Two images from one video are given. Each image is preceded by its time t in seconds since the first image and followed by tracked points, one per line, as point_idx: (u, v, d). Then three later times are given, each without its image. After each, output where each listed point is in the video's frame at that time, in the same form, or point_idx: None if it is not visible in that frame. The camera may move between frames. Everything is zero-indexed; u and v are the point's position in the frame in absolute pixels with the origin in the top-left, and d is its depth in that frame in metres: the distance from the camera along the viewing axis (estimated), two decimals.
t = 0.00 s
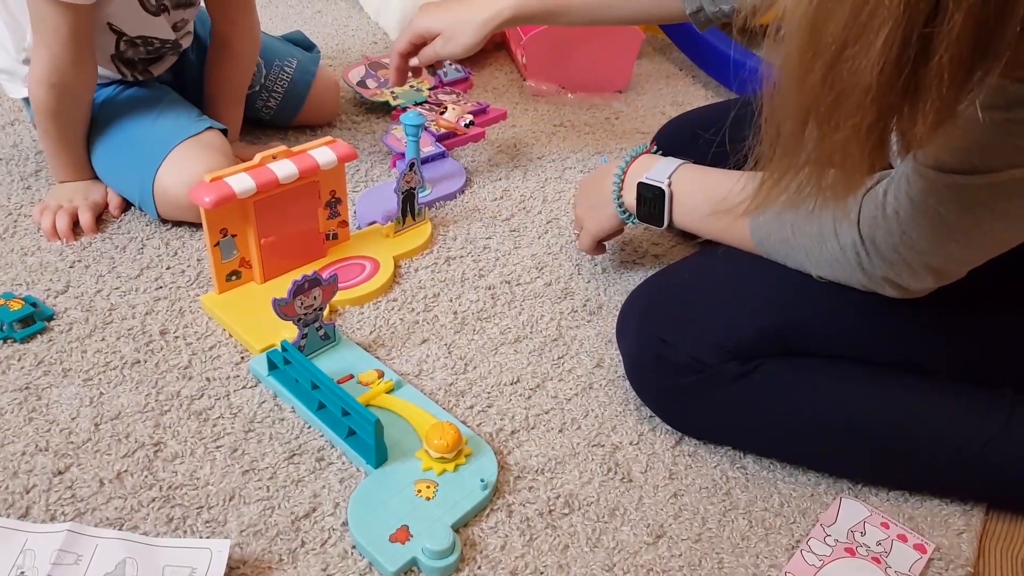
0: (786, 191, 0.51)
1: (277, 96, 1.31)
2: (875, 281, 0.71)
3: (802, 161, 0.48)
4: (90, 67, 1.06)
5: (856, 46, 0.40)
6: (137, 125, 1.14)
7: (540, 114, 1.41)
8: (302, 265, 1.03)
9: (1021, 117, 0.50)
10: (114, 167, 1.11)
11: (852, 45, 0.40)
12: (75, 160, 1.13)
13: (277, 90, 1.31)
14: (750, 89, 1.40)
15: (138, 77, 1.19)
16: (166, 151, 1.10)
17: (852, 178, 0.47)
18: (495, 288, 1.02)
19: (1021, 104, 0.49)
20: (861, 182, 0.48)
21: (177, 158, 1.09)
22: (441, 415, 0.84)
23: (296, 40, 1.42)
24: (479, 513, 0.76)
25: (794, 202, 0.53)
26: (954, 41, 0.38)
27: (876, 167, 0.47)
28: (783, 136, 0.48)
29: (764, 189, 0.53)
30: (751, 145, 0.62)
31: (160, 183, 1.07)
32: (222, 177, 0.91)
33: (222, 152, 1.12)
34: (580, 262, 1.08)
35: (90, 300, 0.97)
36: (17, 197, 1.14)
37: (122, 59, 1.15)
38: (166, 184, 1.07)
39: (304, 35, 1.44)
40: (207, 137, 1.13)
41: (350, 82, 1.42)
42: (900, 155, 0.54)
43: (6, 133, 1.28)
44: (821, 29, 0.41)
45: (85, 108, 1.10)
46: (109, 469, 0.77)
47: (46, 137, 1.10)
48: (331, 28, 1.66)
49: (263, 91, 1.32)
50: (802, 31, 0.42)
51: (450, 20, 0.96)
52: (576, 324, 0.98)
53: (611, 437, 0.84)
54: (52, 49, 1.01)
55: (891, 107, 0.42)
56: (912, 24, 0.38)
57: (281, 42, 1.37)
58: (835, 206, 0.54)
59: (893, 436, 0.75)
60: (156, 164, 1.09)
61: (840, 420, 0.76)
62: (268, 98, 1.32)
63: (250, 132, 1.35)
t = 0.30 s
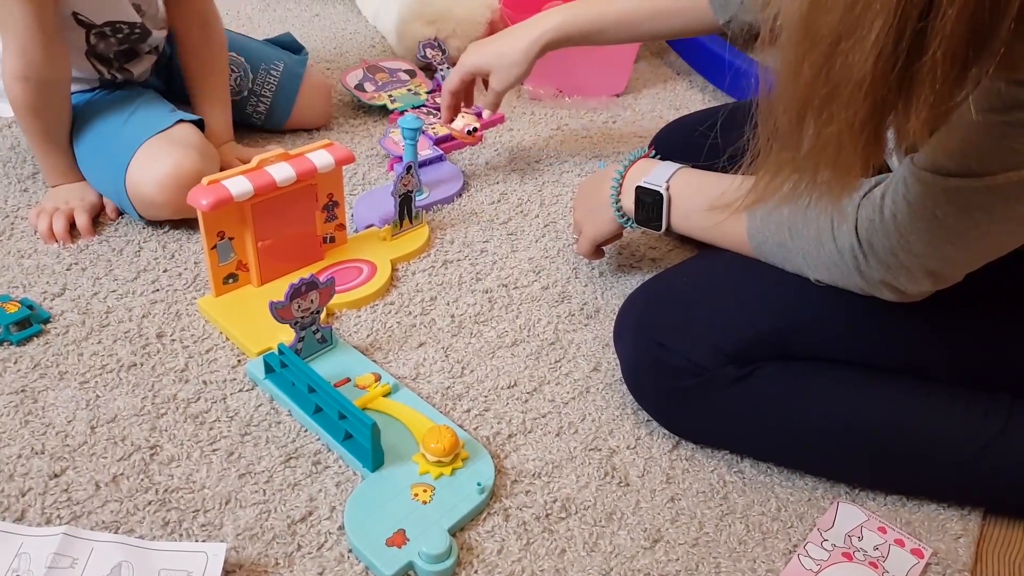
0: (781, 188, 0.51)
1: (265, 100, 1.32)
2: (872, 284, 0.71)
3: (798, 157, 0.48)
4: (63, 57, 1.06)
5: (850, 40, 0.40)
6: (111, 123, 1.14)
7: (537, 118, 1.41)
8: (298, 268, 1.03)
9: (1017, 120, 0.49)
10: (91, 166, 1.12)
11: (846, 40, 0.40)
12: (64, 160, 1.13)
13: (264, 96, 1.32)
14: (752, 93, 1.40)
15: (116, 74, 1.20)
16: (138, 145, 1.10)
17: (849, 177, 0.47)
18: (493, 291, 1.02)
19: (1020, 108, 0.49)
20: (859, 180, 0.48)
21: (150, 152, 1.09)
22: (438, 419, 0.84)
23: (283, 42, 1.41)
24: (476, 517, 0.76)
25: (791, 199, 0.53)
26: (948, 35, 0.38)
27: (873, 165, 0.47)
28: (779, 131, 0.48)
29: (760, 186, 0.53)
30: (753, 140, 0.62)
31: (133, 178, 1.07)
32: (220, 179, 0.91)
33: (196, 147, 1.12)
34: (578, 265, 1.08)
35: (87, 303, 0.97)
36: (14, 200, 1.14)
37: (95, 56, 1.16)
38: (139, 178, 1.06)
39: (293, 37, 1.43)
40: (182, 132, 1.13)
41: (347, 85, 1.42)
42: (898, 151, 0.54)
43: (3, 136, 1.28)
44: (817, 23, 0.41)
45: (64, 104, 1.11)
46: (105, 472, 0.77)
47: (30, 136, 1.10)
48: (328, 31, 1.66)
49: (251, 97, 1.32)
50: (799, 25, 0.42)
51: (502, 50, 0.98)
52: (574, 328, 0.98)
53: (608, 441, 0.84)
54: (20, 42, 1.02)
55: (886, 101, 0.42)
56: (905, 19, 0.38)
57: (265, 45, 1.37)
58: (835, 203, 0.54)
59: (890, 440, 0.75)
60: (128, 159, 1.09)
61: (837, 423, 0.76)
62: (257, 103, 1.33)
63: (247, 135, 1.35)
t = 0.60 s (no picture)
0: (787, 186, 0.51)
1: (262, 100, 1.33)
2: (871, 285, 0.71)
3: (804, 154, 0.48)
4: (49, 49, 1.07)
5: (859, 37, 0.40)
6: (100, 119, 1.14)
7: (535, 120, 1.41)
8: (296, 270, 1.03)
9: (1017, 121, 0.49)
10: (82, 163, 1.12)
11: (855, 36, 0.40)
12: (60, 159, 1.14)
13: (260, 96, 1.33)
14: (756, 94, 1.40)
15: (108, 70, 1.21)
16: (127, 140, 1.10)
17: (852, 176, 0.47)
18: (491, 294, 1.02)
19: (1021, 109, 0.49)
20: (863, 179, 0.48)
21: (139, 147, 1.09)
22: (436, 421, 0.84)
23: (281, 43, 1.43)
24: (474, 519, 0.76)
25: (796, 196, 0.53)
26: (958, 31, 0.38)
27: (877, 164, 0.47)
28: (785, 128, 0.48)
29: (766, 184, 0.53)
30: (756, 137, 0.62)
31: (122, 174, 1.07)
32: (218, 181, 0.91)
33: (185, 142, 1.12)
34: (576, 268, 1.08)
35: (85, 305, 0.97)
36: (12, 202, 1.14)
37: (83, 50, 1.17)
38: (127, 174, 1.07)
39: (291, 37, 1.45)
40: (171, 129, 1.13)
41: (345, 87, 1.42)
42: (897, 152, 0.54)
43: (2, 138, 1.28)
44: (825, 18, 0.41)
45: (53, 99, 1.11)
46: (103, 474, 0.77)
47: (25, 134, 1.11)
48: (326, 34, 1.66)
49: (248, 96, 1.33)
50: (808, 21, 0.42)
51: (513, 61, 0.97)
52: (572, 330, 0.98)
53: (605, 443, 0.84)
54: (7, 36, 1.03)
55: (892, 98, 0.42)
56: (916, 15, 0.38)
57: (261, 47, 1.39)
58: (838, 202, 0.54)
59: (889, 442, 0.75)
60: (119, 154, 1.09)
61: (836, 425, 0.76)
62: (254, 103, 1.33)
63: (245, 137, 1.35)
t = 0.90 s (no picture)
0: (794, 192, 0.51)
1: (264, 99, 1.32)
2: (871, 286, 0.71)
3: (812, 158, 0.48)
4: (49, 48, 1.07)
5: (871, 38, 0.40)
6: (102, 118, 1.14)
7: (535, 120, 1.41)
8: (296, 270, 1.03)
9: (1019, 123, 0.50)
10: (83, 163, 1.12)
11: (867, 38, 0.40)
12: (60, 158, 1.14)
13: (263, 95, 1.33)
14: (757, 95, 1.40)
15: (105, 70, 1.21)
16: (128, 139, 1.10)
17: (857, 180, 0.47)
18: (491, 294, 1.02)
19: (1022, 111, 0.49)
20: (872, 184, 0.48)
21: (140, 146, 1.09)
22: (435, 421, 0.84)
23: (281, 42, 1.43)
24: (473, 519, 0.76)
25: (802, 202, 0.52)
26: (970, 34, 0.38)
27: (885, 169, 0.47)
28: (793, 131, 0.48)
29: (773, 188, 0.53)
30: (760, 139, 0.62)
31: (123, 172, 1.07)
32: (218, 182, 0.91)
33: (189, 143, 1.13)
34: (576, 268, 1.08)
35: (85, 305, 0.97)
36: (12, 202, 1.14)
37: (81, 51, 1.17)
38: (128, 172, 1.07)
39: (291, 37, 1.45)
40: (172, 130, 1.14)
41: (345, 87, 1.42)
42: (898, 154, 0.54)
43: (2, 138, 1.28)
44: (836, 20, 0.41)
45: (53, 98, 1.11)
46: (103, 474, 0.77)
47: (25, 133, 1.11)
48: (327, 33, 1.66)
49: (249, 95, 1.33)
50: (818, 24, 0.42)
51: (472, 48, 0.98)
52: (571, 330, 0.98)
53: (605, 443, 0.84)
54: (7, 34, 1.03)
55: (902, 102, 0.42)
56: (928, 16, 0.38)
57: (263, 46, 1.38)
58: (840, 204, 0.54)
59: (889, 442, 0.75)
60: (119, 153, 1.09)
61: (835, 425, 0.76)
62: (255, 102, 1.33)
63: (245, 137, 1.35)
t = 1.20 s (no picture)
0: (795, 193, 0.51)
1: (265, 99, 1.32)
2: (871, 286, 0.71)
3: (811, 160, 0.48)
4: (53, 48, 1.07)
5: (871, 41, 0.40)
6: (102, 118, 1.14)
7: (535, 120, 1.41)
8: (296, 269, 1.03)
9: (1019, 125, 0.50)
10: (83, 163, 1.12)
11: (867, 41, 0.40)
12: (61, 157, 1.14)
13: (264, 95, 1.33)
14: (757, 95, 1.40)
15: (106, 70, 1.21)
16: (129, 139, 1.10)
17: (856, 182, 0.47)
18: (491, 294, 1.02)
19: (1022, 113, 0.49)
20: (872, 187, 0.48)
21: (141, 146, 1.09)
22: (434, 421, 0.84)
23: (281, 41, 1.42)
24: (472, 519, 0.75)
25: (802, 204, 0.52)
26: (970, 39, 0.38)
27: (886, 171, 0.47)
28: (793, 133, 0.48)
29: (772, 190, 0.53)
30: (760, 139, 0.62)
31: (124, 172, 1.07)
32: (218, 181, 0.91)
33: (191, 143, 1.12)
34: (576, 268, 1.08)
35: (84, 305, 0.97)
36: (11, 201, 1.14)
37: (82, 51, 1.17)
38: (129, 172, 1.07)
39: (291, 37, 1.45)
40: (173, 130, 1.13)
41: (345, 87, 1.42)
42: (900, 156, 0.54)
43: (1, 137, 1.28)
44: (836, 23, 0.41)
45: (56, 97, 1.11)
46: (102, 474, 0.77)
47: (25, 132, 1.11)
48: (327, 33, 1.66)
49: (250, 95, 1.33)
50: (819, 25, 0.42)
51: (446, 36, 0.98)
52: (571, 330, 0.98)
53: (605, 443, 0.84)
54: (10, 32, 1.03)
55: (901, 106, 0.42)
56: (928, 20, 0.38)
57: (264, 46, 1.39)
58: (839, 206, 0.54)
59: (889, 443, 0.75)
60: (120, 153, 1.09)
61: (835, 426, 0.76)
62: (256, 102, 1.33)
63: (245, 136, 1.35)
